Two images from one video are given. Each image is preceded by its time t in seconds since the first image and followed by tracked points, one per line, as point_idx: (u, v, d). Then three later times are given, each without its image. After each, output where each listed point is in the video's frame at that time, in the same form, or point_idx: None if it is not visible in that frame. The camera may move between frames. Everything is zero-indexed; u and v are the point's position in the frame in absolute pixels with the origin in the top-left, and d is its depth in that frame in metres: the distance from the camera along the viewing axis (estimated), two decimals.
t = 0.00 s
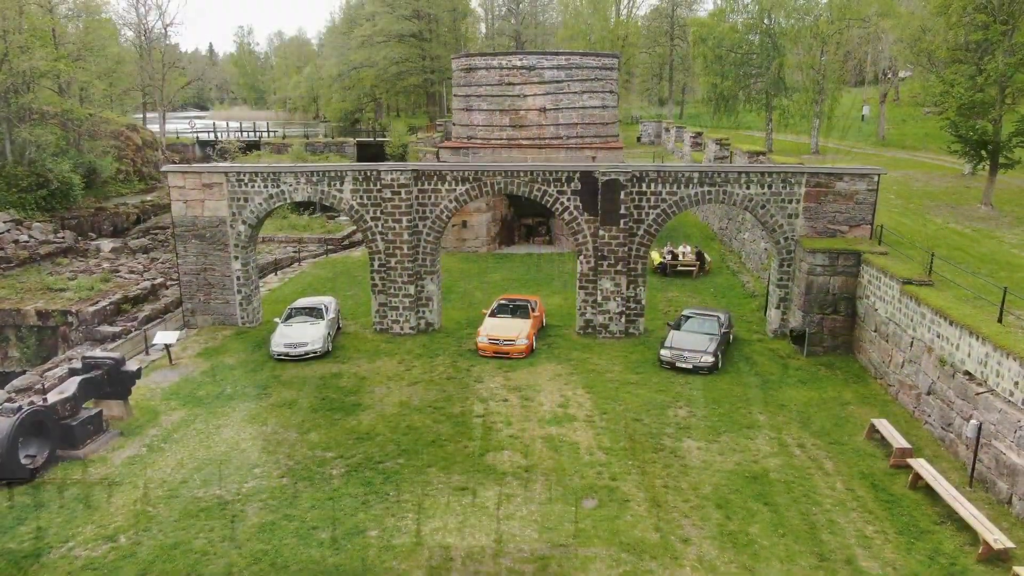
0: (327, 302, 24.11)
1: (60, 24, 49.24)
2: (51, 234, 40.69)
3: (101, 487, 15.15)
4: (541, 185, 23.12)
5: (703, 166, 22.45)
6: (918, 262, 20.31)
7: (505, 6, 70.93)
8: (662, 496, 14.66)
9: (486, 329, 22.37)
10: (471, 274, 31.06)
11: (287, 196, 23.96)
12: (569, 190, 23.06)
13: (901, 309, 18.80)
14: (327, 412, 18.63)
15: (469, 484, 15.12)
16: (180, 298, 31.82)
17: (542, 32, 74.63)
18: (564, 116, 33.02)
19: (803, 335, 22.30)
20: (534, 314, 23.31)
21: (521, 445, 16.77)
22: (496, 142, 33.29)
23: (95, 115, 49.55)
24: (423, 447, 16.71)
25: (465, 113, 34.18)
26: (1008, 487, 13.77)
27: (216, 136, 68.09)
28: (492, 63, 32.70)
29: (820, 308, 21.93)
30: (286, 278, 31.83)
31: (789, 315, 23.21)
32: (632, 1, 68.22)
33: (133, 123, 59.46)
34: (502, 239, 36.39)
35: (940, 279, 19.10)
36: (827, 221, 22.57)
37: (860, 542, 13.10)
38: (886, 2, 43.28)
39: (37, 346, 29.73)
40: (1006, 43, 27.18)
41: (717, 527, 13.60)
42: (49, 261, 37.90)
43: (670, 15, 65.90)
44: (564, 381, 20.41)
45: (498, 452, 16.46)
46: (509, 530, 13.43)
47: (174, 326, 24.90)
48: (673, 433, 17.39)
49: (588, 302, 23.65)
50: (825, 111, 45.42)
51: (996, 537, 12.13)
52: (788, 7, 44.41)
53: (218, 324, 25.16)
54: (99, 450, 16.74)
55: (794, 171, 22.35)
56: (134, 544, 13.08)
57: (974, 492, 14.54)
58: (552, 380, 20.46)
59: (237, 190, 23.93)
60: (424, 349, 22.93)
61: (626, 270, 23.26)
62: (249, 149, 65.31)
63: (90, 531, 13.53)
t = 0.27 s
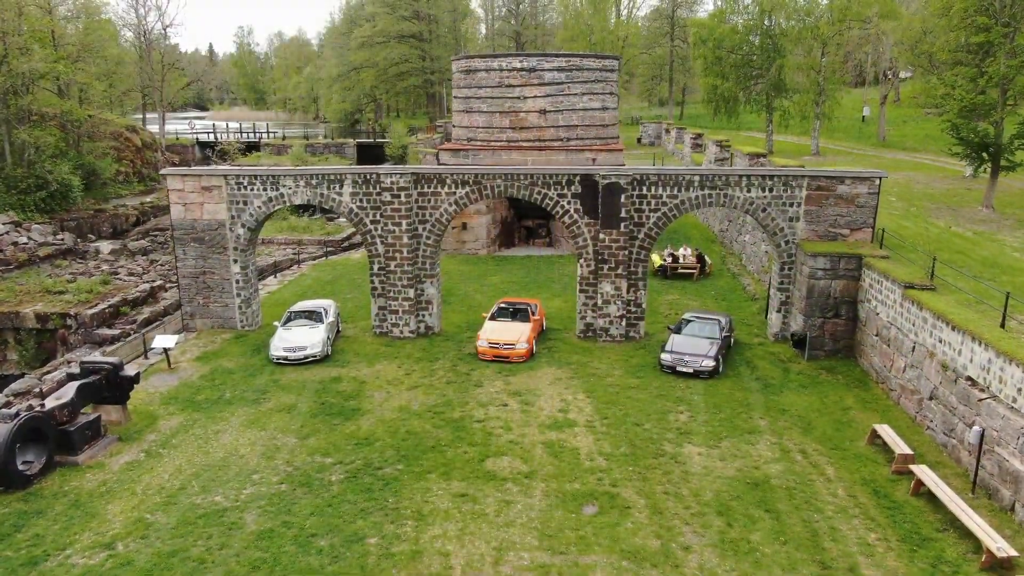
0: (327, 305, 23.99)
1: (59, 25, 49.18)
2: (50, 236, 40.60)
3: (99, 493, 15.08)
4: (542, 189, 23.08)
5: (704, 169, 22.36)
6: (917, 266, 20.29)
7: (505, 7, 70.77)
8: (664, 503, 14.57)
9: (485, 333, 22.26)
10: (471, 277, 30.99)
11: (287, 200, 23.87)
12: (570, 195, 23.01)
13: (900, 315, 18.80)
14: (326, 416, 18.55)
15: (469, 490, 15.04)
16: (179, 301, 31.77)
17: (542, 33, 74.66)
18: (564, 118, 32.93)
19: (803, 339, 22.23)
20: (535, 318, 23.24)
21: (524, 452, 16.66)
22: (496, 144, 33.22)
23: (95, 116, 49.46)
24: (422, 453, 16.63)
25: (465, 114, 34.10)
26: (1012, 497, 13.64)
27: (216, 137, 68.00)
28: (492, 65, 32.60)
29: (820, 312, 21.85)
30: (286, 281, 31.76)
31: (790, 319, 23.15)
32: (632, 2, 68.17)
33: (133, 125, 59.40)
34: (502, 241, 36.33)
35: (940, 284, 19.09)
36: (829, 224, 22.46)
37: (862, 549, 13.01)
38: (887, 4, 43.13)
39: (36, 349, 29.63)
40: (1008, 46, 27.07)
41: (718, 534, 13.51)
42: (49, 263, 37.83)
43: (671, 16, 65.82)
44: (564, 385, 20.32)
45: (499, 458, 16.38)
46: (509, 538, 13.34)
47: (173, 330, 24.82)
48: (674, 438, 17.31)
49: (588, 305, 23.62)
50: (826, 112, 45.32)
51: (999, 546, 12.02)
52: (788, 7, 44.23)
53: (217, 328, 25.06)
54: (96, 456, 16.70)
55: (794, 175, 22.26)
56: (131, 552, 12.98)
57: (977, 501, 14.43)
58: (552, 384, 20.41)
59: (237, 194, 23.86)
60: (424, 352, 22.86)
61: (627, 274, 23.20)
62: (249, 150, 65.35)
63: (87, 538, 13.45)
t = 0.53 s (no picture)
0: (326, 308, 23.92)
1: (59, 26, 49.10)
2: (49, 238, 40.48)
3: (96, 501, 14.97)
4: (542, 193, 22.99)
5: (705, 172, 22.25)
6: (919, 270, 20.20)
7: (506, 7, 70.66)
8: (664, 510, 14.47)
9: (484, 337, 22.20)
10: (471, 280, 30.87)
11: (285, 203, 23.76)
12: (570, 198, 22.93)
13: (902, 320, 18.71)
14: (325, 422, 18.45)
15: (469, 498, 14.92)
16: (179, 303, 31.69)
17: (542, 33, 74.57)
18: (564, 120, 32.82)
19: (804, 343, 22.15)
20: (535, 322, 23.17)
21: (523, 458, 16.57)
22: (496, 146, 33.10)
23: (94, 118, 49.39)
24: (421, 459, 16.52)
25: (465, 116, 33.98)
26: (1016, 505, 13.52)
27: (215, 138, 67.87)
28: (492, 67, 32.50)
29: (822, 316, 21.76)
30: (285, 283, 31.67)
31: (791, 322, 23.06)
32: (632, 3, 68.04)
33: (133, 126, 59.30)
34: (502, 243, 36.24)
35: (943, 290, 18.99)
36: (830, 228, 22.37)
37: (864, 558, 12.91)
38: (888, 6, 42.93)
39: (34, 352, 29.50)
40: (1010, 48, 26.90)
41: (719, 542, 13.40)
42: (47, 266, 37.75)
43: (671, 16, 65.71)
44: (564, 390, 20.23)
45: (499, 464, 16.29)
46: (509, 547, 13.24)
47: (172, 333, 24.74)
48: (675, 444, 17.21)
49: (587, 309, 23.52)
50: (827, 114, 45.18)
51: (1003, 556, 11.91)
52: (788, 8, 44.11)
53: (217, 331, 24.98)
54: (94, 462, 16.61)
55: (795, 178, 22.16)
56: (128, 560, 12.89)
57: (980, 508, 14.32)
58: (552, 389, 20.31)
59: (236, 197, 23.78)
60: (424, 356, 22.77)
61: (627, 278, 23.12)
62: (249, 151, 65.29)
63: (84, 546, 13.36)
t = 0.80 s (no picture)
0: (325, 312, 23.80)
1: (58, 28, 49.02)
2: (48, 240, 40.35)
3: (92, 509, 14.85)
4: (541, 196, 22.87)
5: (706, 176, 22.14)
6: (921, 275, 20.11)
7: (505, 8, 70.53)
8: (665, 519, 14.34)
9: (483, 341, 22.04)
10: (470, 283, 30.75)
11: (284, 207, 23.64)
12: (570, 201, 22.81)
13: (904, 326, 18.59)
14: (323, 428, 18.33)
15: (468, 506, 14.80)
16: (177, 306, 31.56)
17: (542, 34, 74.48)
18: (564, 122, 32.70)
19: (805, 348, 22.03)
20: (535, 326, 23.05)
21: (523, 465, 16.45)
22: (495, 148, 32.97)
23: (93, 119, 49.29)
24: (420, 466, 16.40)
25: (465, 118, 33.87)
26: (1019, 513, 13.40)
27: (214, 139, 67.75)
28: (492, 69, 32.38)
29: (823, 321, 21.64)
30: (284, 286, 31.54)
31: (792, 327, 22.95)
32: (632, 3, 67.92)
33: (132, 127, 59.18)
34: (502, 245, 36.13)
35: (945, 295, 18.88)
36: (831, 232, 22.26)
37: (867, 568, 12.79)
38: (889, 7, 42.76)
39: (32, 356, 29.37)
40: (1012, 51, 26.72)
41: (721, 552, 13.27)
42: (46, 268, 37.60)
43: (671, 17, 65.61)
44: (564, 396, 20.10)
45: (498, 471, 16.17)
46: (508, 556, 13.12)
47: (170, 337, 24.61)
48: (676, 451, 17.08)
49: (587, 314, 23.41)
50: (828, 115, 45.03)
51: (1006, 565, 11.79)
52: (789, 10, 43.96)
53: (215, 335, 24.86)
54: (90, 469, 16.48)
55: (796, 182, 22.03)
56: (124, 570, 12.77)
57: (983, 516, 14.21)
58: (552, 394, 20.19)
59: (234, 201, 23.66)
60: (423, 361, 22.65)
61: (628, 281, 23.01)
62: (249, 153, 65.19)
63: (80, 556, 13.24)
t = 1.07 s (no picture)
0: (324, 316, 23.65)
1: (57, 29, 48.90)
2: (46, 242, 40.20)
3: (88, 517, 14.71)
4: (541, 199, 22.74)
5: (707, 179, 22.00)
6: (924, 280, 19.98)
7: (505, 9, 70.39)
8: (666, 527, 14.21)
9: (483, 346, 21.89)
10: (470, 286, 30.61)
11: (282, 211, 23.50)
12: (570, 205, 22.67)
13: (907, 331, 18.45)
14: (322, 434, 18.19)
15: (467, 514, 14.66)
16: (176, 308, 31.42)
17: (542, 35, 74.35)
18: (565, 124, 32.56)
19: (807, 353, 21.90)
20: (535, 330, 22.91)
21: (523, 472, 16.31)
22: (495, 150, 32.84)
23: (92, 120, 49.17)
24: (419, 473, 16.26)
25: (465, 120, 33.73)
26: None
27: (213, 140, 67.61)
28: (492, 71, 32.22)
29: (825, 326, 21.51)
30: (283, 289, 31.40)
31: (793, 331, 22.82)
32: (632, 4, 67.80)
33: (131, 128, 59.05)
34: (502, 248, 35.99)
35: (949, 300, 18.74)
36: (833, 236, 22.12)
37: None
38: (892, 9, 42.52)
39: (30, 359, 29.22)
40: (1014, 53, 26.64)
41: (723, 562, 13.13)
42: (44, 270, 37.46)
43: (671, 18, 65.48)
44: (564, 401, 19.97)
45: (498, 479, 16.03)
46: (508, 566, 12.99)
47: (167, 341, 24.46)
48: (676, 458, 16.94)
49: (588, 318, 23.28)
50: (828, 117, 44.88)
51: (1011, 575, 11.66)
52: (790, 11, 43.80)
53: (213, 339, 24.72)
54: (86, 476, 16.36)
55: (798, 186, 21.89)
56: None
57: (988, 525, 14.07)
58: (552, 400, 20.05)
59: (232, 204, 23.52)
60: (422, 366, 22.51)
61: (628, 285, 22.87)
62: (248, 154, 65.05)
63: (75, 566, 13.11)
